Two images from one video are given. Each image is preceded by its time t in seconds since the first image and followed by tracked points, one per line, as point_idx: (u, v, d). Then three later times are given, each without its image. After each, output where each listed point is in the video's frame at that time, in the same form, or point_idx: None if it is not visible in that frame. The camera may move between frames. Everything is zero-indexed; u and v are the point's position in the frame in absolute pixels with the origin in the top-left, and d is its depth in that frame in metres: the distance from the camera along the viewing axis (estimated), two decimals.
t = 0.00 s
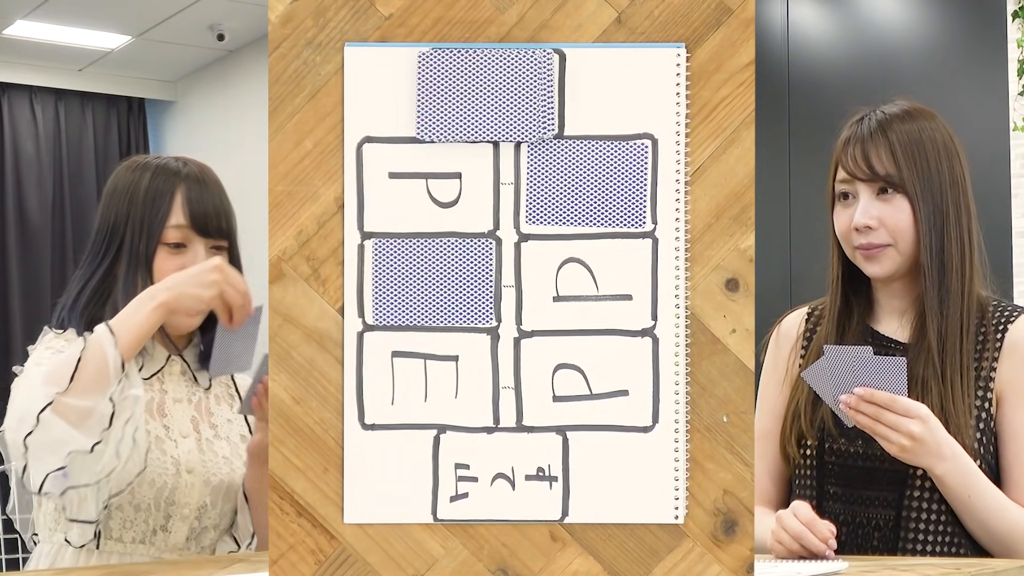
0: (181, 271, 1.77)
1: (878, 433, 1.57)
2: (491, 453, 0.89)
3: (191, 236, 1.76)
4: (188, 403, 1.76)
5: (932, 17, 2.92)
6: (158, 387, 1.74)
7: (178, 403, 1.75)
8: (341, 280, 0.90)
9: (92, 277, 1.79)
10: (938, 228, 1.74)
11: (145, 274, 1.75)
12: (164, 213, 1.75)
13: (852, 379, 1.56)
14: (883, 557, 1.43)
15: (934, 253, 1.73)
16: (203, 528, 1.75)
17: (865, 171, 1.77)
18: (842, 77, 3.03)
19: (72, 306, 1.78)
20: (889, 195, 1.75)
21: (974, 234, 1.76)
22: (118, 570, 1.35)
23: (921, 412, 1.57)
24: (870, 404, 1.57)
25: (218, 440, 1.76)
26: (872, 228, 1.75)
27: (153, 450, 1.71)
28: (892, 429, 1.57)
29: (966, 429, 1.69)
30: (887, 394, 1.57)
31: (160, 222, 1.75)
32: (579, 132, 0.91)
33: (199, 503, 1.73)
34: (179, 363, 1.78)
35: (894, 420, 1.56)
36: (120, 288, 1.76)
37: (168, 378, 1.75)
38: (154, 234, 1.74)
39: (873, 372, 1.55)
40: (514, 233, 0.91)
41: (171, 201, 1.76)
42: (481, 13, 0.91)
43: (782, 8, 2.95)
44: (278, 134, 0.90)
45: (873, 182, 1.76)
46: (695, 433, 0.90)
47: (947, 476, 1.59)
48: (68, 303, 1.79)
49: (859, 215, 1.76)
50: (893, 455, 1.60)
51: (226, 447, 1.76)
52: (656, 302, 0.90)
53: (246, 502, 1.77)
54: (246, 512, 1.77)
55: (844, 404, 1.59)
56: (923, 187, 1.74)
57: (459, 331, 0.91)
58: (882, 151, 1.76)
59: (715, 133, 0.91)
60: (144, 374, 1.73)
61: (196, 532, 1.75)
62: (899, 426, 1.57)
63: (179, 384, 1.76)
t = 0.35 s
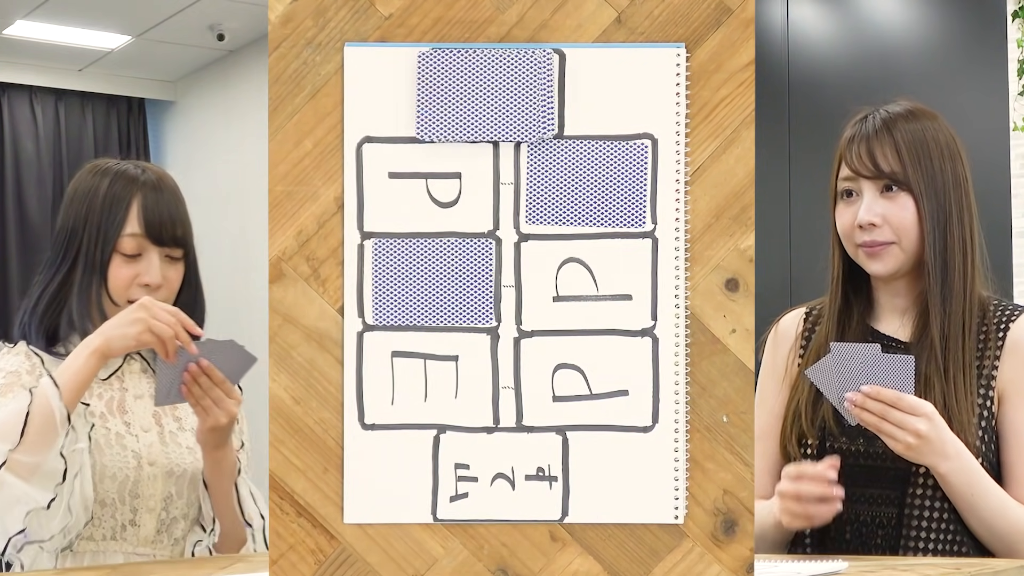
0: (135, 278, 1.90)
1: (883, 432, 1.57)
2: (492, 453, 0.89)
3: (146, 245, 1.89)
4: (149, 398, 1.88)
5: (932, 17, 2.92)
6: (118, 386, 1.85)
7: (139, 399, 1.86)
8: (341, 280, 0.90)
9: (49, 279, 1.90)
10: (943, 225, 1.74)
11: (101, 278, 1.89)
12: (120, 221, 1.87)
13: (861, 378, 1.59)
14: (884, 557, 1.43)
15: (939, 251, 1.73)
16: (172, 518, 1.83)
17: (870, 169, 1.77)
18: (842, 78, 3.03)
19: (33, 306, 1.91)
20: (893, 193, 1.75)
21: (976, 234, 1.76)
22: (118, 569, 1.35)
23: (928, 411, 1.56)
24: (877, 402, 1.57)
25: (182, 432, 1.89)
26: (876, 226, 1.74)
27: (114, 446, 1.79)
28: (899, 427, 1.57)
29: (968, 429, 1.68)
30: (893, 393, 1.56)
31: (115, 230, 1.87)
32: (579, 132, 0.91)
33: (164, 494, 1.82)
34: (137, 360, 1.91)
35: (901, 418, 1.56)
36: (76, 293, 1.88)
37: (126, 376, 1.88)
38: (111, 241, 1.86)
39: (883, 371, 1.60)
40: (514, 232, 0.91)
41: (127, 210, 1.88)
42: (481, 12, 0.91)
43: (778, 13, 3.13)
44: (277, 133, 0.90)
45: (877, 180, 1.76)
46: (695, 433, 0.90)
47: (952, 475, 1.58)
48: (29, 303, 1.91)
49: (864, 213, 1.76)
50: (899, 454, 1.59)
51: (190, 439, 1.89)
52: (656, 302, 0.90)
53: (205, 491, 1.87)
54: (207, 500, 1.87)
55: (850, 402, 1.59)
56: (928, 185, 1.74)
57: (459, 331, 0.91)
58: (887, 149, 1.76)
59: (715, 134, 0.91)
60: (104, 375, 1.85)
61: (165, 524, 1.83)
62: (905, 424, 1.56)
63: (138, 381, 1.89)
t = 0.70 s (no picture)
0: (104, 287, 1.83)
1: (880, 431, 1.56)
2: (492, 453, 0.89)
3: (117, 255, 1.83)
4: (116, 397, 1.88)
5: (932, 17, 2.92)
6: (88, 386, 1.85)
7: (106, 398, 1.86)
8: (340, 280, 0.90)
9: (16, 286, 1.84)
10: (945, 225, 1.74)
11: (69, 286, 1.82)
12: (93, 229, 1.81)
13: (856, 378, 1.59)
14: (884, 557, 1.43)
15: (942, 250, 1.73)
16: (148, 515, 1.80)
17: (871, 169, 1.76)
18: (842, 78, 3.04)
19: None
20: (895, 193, 1.75)
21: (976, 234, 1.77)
22: (118, 570, 1.35)
23: (925, 410, 1.55)
24: (873, 401, 1.57)
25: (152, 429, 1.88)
26: (878, 226, 1.74)
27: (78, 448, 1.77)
28: (895, 427, 1.55)
29: (968, 426, 1.69)
30: (891, 393, 1.55)
31: (87, 238, 1.81)
32: (579, 132, 0.91)
33: (137, 491, 1.79)
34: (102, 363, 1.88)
35: (898, 418, 1.55)
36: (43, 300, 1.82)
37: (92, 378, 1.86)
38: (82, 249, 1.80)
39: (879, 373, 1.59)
40: (514, 233, 0.91)
41: (100, 218, 1.82)
42: (481, 12, 0.91)
43: (779, 12, 3.15)
44: (277, 133, 0.90)
45: (878, 180, 1.76)
46: (695, 433, 0.90)
47: (947, 473, 1.58)
48: None
49: (865, 213, 1.75)
50: (894, 452, 1.58)
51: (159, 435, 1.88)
52: (656, 302, 0.90)
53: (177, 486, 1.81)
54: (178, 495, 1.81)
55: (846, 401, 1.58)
56: (930, 185, 1.74)
57: (459, 331, 0.91)
58: (889, 149, 1.76)
59: (715, 134, 0.91)
60: (67, 381, 1.82)
61: (143, 522, 1.80)
62: (903, 424, 1.55)
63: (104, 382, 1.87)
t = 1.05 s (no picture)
0: (93, 286, 1.82)
1: (870, 430, 1.56)
2: (492, 453, 0.89)
3: (104, 253, 1.82)
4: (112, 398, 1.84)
5: (932, 17, 2.92)
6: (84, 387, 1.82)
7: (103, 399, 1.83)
8: (340, 281, 0.90)
9: (2, 290, 1.82)
10: (943, 226, 1.74)
11: (57, 287, 1.80)
12: (78, 229, 1.80)
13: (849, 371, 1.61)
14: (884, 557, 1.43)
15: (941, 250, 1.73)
16: (147, 515, 1.80)
17: (870, 169, 1.76)
18: (842, 78, 3.04)
19: None
20: (894, 194, 1.75)
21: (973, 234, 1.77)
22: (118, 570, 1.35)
23: (915, 411, 1.55)
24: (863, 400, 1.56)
25: (148, 429, 1.87)
26: (878, 227, 1.73)
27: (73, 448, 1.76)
28: (883, 427, 1.55)
29: (968, 422, 1.69)
30: (882, 390, 1.55)
31: (73, 238, 1.80)
32: (579, 131, 0.91)
33: (134, 491, 1.79)
34: (96, 364, 1.87)
35: (886, 418, 1.54)
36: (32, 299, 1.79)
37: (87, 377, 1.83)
38: (68, 247, 1.79)
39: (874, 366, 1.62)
40: (514, 232, 0.91)
41: (86, 218, 1.81)
42: (481, 13, 0.91)
43: (779, 12, 3.15)
44: (277, 133, 0.90)
45: (878, 181, 1.75)
46: (695, 433, 0.90)
47: (940, 473, 1.58)
48: None
49: (865, 214, 1.74)
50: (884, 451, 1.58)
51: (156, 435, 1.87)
52: (656, 302, 0.90)
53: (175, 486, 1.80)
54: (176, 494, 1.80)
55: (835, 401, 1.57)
56: (928, 186, 1.74)
57: (459, 331, 0.91)
58: (888, 150, 1.76)
59: (715, 134, 0.91)
60: (62, 383, 1.80)
61: (141, 522, 1.79)
62: (892, 423, 1.55)
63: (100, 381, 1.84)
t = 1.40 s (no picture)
0: (165, 288, 1.78)
1: (878, 428, 1.57)
2: (491, 453, 0.89)
3: (176, 253, 1.78)
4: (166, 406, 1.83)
5: (931, 17, 2.91)
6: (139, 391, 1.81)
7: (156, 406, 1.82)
8: (341, 280, 0.90)
9: (70, 292, 1.79)
10: (928, 228, 1.74)
11: (129, 287, 1.78)
12: (150, 231, 1.77)
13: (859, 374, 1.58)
14: (884, 557, 1.43)
15: (925, 252, 1.74)
16: (185, 529, 1.79)
17: (855, 172, 1.77)
18: (842, 78, 3.04)
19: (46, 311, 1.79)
20: (879, 197, 1.76)
21: (960, 238, 1.77)
22: (117, 570, 1.35)
23: (924, 410, 1.55)
24: (874, 398, 1.56)
25: (201, 442, 1.84)
26: (862, 228, 1.74)
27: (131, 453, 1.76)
28: (893, 425, 1.56)
29: (954, 427, 1.69)
30: (891, 391, 1.55)
31: (147, 237, 1.77)
32: (579, 132, 0.91)
33: (179, 505, 1.78)
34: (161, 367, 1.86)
35: (896, 417, 1.55)
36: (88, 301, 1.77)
37: (149, 380, 1.83)
38: (142, 249, 1.76)
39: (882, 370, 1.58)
40: (514, 233, 0.91)
41: (158, 218, 1.78)
42: (481, 13, 0.91)
43: (780, 12, 3.16)
44: (277, 133, 0.90)
45: (862, 184, 1.76)
46: (695, 433, 0.90)
47: (941, 471, 1.58)
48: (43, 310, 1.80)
49: (849, 216, 1.76)
50: (891, 449, 1.59)
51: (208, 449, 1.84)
52: (656, 302, 0.90)
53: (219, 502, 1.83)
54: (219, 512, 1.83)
55: (846, 396, 1.58)
56: (914, 190, 1.74)
57: (458, 331, 0.91)
58: (873, 153, 1.76)
59: (716, 134, 0.91)
60: (125, 381, 1.80)
61: (178, 534, 1.79)
62: (901, 422, 1.55)
63: (161, 385, 1.84)
